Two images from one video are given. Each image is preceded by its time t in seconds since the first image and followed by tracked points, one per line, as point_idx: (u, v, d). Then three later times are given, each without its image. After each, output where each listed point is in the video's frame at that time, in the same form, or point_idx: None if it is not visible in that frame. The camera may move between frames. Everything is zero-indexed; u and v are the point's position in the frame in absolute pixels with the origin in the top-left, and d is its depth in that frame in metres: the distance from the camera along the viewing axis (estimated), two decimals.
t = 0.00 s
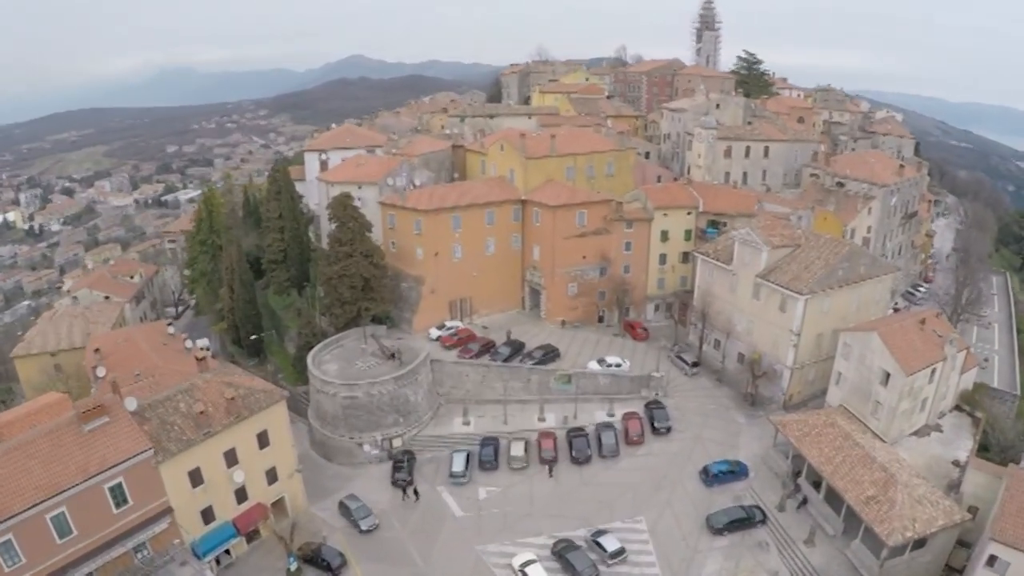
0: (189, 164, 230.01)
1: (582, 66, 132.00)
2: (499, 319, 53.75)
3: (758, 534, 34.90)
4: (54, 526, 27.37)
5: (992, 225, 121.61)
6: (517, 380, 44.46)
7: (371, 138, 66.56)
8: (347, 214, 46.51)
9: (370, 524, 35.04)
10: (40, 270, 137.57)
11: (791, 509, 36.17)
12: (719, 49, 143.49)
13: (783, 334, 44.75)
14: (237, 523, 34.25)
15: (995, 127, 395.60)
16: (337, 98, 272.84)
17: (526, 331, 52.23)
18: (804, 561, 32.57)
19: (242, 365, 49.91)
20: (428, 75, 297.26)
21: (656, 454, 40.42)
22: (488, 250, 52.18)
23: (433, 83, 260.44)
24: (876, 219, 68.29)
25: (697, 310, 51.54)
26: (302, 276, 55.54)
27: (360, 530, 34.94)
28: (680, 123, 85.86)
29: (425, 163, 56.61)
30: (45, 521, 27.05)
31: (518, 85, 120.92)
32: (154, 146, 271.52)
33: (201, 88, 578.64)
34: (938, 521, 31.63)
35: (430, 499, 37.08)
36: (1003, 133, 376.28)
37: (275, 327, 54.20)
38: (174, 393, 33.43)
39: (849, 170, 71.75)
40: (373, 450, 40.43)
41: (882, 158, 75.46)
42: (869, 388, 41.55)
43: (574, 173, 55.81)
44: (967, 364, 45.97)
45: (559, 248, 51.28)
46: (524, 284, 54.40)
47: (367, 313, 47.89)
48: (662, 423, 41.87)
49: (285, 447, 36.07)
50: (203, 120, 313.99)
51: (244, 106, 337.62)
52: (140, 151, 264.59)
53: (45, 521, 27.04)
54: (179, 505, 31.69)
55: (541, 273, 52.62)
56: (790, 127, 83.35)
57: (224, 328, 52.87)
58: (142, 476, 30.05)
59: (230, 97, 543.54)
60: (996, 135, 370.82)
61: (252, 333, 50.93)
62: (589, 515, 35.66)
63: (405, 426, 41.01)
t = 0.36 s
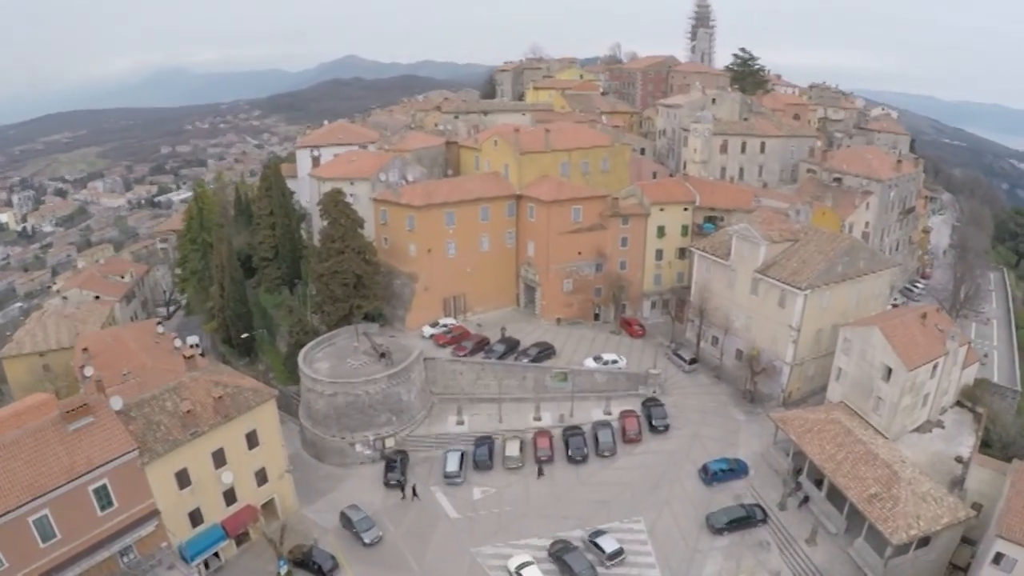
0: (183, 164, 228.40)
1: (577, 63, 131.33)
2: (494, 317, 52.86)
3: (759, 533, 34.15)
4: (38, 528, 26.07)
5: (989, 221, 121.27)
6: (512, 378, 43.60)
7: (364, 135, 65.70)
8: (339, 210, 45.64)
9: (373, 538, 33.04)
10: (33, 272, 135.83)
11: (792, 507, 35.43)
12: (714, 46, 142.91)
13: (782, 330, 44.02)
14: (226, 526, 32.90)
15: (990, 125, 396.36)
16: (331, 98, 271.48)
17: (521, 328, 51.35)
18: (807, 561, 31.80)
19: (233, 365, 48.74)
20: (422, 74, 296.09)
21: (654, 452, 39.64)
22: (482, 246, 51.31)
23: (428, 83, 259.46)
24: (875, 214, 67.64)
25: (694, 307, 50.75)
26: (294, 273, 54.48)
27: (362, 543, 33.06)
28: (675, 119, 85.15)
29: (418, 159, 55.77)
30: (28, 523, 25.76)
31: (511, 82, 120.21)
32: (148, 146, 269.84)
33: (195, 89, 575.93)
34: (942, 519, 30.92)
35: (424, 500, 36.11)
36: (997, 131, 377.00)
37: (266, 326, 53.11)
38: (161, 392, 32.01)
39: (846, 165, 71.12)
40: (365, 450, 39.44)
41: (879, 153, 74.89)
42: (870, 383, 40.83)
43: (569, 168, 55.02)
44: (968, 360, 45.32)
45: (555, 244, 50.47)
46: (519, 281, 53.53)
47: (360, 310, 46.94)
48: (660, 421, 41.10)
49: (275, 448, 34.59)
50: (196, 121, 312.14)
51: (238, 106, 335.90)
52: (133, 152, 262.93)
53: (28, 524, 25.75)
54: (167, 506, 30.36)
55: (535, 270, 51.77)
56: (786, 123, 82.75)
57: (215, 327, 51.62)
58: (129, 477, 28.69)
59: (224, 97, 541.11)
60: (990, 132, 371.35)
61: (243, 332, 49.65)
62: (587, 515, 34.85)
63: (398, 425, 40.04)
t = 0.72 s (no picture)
0: (166, 166, 225.59)
1: (562, 60, 130.72)
2: (480, 314, 51.99)
3: (752, 529, 33.57)
4: (10, 536, 23.73)
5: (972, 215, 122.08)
6: (499, 375, 42.79)
7: (345, 131, 64.66)
8: (321, 206, 44.61)
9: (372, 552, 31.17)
10: (15, 276, 133.09)
11: (785, 502, 34.88)
12: (698, 43, 142.86)
13: (772, 323, 43.46)
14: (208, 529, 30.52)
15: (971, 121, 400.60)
16: (315, 98, 269.46)
17: (507, 325, 50.51)
18: (802, 556, 31.22)
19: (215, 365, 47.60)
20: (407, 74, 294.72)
21: (645, 448, 38.91)
22: (467, 242, 50.39)
23: (413, 82, 258.28)
24: (862, 208, 67.37)
25: (683, 301, 50.11)
26: (276, 271, 53.35)
27: (360, 556, 31.18)
28: (660, 114, 84.60)
29: (401, 155, 54.76)
30: None
31: (495, 80, 119.52)
32: (132, 148, 266.58)
33: (178, 90, 570.42)
34: (938, 511, 30.44)
35: (410, 501, 35.13)
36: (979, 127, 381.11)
37: (248, 325, 51.95)
38: (139, 392, 29.50)
39: (833, 159, 70.89)
40: (350, 450, 38.39)
41: (865, 147, 74.76)
42: (861, 376, 40.36)
43: (554, 163, 54.25)
44: (958, 351, 45.04)
45: (541, 239, 49.65)
46: (504, 277, 52.70)
47: (343, 308, 45.96)
48: (649, 416, 40.44)
49: (259, 447, 32.18)
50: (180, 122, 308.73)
51: (221, 108, 332.81)
52: (116, 154, 259.63)
53: None
54: (147, 510, 27.90)
55: (521, 265, 50.97)
56: (772, 117, 82.46)
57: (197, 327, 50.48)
58: (109, 482, 26.41)
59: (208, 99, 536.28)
60: (972, 129, 375.31)
61: (225, 332, 48.54)
62: (577, 513, 34.09)
63: (383, 424, 39.05)
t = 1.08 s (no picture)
0: (161, 166, 224.23)
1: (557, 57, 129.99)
2: (476, 310, 51.38)
3: (754, 525, 33.07)
4: None
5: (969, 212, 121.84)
6: (495, 371, 42.20)
7: (340, 127, 63.99)
8: (315, 200, 43.92)
9: (380, 563, 29.76)
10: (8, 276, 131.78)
11: (787, 497, 34.36)
12: (694, 40, 142.18)
13: (771, 317, 42.91)
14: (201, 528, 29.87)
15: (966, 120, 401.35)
16: (310, 98, 268.28)
17: (503, 320, 49.92)
18: (805, 551, 30.68)
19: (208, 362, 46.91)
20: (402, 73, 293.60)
21: (644, 444, 38.31)
22: (463, 237, 49.74)
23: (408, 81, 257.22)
24: (860, 202, 66.92)
25: (681, 296, 49.57)
26: (270, 267, 52.54)
27: (369, 569, 29.76)
28: (657, 109, 83.94)
29: (396, 149, 54.09)
30: None
31: (490, 77, 118.87)
32: (127, 148, 265.29)
33: (173, 90, 568.17)
34: (942, 505, 29.94)
35: (407, 498, 34.50)
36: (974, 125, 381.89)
37: (241, 322, 51.24)
38: (130, 387, 28.84)
39: (830, 153, 70.35)
40: (345, 447, 37.74)
41: (863, 142, 74.24)
42: (862, 369, 39.89)
43: (551, 157, 53.64)
44: (959, 345, 44.58)
45: (537, 234, 49.10)
46: (501, 273, 52.09)
47: (337, 304, 45.35)
48: (648, 412, 39.79)
49: (252, 444, 31.55)
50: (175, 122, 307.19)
51: (216, 108, 331.23)
52: (111, 155, 258.30)
53: None
54: (138, 508, 27.27)
55: (518, 261, 50.42)
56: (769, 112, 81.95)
57: (190, 324, 49.75)
58: (99, 478, 25.76)
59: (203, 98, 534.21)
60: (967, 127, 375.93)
61: (219, 328, 47.80)
62: (577, 510, 33.49)
63: (379, 421, 38.44)
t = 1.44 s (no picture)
0: (159, 165, 223.43)
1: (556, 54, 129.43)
2: (475, 304, 50.90)
3: (757, 520, 32.67)
4: None
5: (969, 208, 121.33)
6: (495, 365, 41.80)
7: (337, 122, 63.51)
8: (313, 193, 43.46)
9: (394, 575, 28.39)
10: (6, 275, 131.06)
11: (791, 492, 33.93)
12: (692, 37, 141.42)
13: (773, 311, 42.47)
14: (197, 523, 29.45)
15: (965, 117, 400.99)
16: (308, 96, 267.48)
17: (503, 315, 49.46)
18: (810, 546, 30.26)
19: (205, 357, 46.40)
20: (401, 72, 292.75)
21: (645, 438, 37.81)
22: (462, 231, 49.30)
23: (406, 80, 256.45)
24: (862, 197, 66.43)
25: (681, 290, 49.09)
26: (268, 262, 52.04)
27: None
28: (656, 105, 83.38)
29: (394, 143, 53.68)
30: None
31: (489, 74, 118.36)
32: (125, 148, 264.60)
33: (171, 89, 566.92)
34: (948, 498, 29.54)
35: (406, 493, 34.04)
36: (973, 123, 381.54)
37: (239, 317, 50.69)
38: (125, 380, 28.44)
39: (831, 148, 69.84)
40: (343, 442, 37.16)
41: (863, 137, 73.75)
42: (865, 362, 39.50)
43: (550, 151, 53.09)
44: (962, 338, 44.17)
45: (536, 227, 48.63)
46: (500, 267, 51.64)
47: (335, 298, 44.90)
48: (650, 406, 39.29)
49: (249, 438, 31.14)
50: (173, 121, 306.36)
51: (214, 107, 330.36)
52: (110, 154, 257.62)
53: None
54: (132, 502, 26.85)
55: (517, 255, 49.94)
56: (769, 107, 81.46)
57: (187, 320, 49.22)
58: (93, 471, 25.30)
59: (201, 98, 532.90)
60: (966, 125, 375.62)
61: (216, 323, 47.25)
62: (578, 505, 33.04)
63: (377, 415, 38.00)
